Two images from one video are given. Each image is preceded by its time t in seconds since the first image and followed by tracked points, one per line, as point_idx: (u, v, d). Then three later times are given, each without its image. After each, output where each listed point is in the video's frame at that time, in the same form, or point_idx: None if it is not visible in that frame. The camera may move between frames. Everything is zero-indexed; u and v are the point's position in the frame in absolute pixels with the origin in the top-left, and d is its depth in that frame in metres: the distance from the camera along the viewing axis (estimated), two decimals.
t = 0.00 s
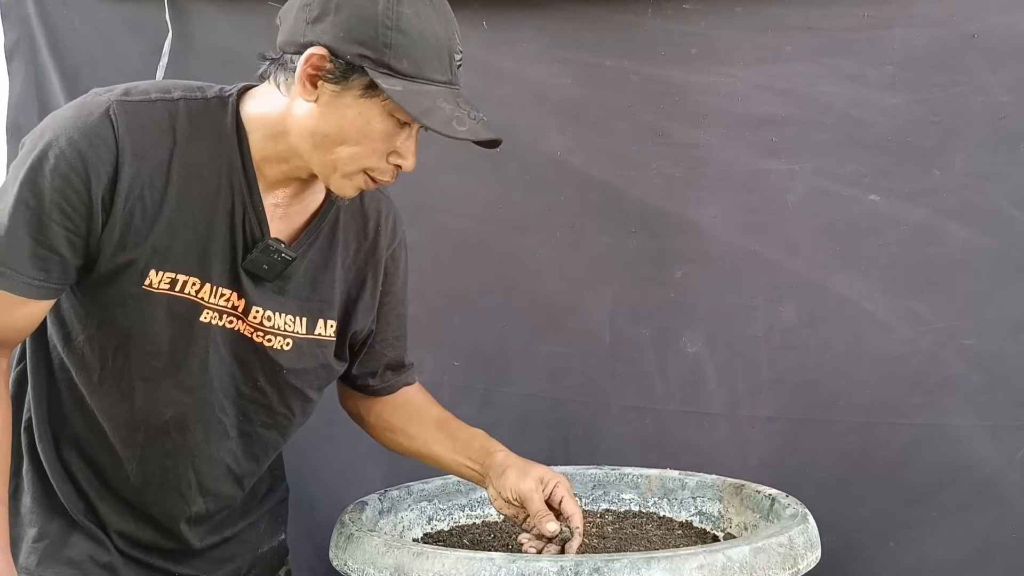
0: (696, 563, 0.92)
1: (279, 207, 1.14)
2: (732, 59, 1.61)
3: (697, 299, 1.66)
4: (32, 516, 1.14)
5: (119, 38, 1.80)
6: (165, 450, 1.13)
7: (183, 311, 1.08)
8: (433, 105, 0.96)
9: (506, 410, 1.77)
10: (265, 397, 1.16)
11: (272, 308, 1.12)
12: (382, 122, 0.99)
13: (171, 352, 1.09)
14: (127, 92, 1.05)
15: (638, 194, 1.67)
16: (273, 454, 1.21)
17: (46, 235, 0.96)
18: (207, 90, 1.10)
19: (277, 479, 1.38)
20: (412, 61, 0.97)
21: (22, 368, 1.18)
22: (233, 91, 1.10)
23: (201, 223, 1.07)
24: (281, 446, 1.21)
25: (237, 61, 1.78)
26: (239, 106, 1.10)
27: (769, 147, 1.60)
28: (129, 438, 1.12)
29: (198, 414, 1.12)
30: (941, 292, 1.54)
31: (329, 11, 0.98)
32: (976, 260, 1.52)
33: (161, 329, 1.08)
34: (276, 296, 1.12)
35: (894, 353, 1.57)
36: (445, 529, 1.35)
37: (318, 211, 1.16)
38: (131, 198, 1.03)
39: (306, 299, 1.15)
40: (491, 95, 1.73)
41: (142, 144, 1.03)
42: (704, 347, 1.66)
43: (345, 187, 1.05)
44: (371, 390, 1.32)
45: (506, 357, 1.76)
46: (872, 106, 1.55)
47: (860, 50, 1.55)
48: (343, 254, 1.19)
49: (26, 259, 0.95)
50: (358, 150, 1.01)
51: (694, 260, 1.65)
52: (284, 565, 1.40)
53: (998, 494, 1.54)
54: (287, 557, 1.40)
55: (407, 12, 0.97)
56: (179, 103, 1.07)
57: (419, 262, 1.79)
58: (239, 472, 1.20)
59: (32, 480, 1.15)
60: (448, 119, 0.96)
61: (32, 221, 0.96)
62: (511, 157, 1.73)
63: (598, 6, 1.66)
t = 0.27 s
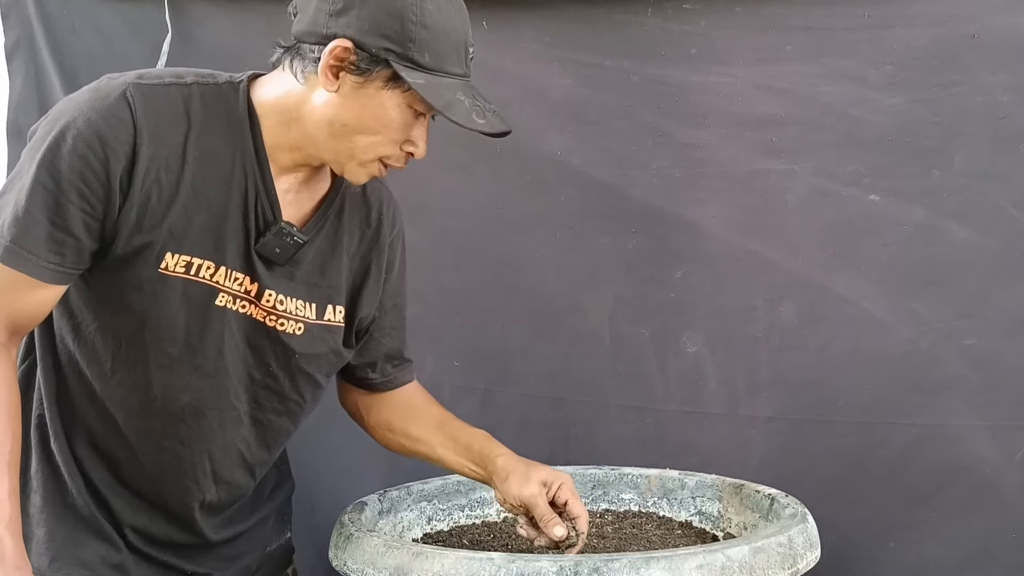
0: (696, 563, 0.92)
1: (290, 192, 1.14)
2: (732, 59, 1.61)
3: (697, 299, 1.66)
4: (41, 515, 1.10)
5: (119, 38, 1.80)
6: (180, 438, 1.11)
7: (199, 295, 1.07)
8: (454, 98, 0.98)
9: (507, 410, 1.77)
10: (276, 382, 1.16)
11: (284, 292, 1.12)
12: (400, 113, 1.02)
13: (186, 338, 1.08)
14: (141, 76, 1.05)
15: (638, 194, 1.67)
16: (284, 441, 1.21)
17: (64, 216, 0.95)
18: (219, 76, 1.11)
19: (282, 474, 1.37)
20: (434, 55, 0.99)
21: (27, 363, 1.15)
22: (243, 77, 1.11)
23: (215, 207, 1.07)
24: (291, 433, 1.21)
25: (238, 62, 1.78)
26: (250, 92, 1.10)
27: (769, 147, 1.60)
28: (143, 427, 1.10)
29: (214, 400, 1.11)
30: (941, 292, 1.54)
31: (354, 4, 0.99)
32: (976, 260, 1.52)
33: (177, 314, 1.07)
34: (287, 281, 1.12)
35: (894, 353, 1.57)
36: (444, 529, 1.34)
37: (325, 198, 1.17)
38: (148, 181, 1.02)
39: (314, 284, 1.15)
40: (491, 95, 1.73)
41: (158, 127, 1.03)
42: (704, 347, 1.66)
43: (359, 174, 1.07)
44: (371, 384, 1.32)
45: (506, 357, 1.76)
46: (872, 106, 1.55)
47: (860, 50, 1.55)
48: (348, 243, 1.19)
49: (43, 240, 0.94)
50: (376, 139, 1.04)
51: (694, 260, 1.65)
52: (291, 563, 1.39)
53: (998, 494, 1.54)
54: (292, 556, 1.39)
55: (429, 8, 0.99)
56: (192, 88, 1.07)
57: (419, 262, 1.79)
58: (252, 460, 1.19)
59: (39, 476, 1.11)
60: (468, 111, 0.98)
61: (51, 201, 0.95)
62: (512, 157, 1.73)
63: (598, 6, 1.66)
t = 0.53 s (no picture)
0: (695, 563, 0.92)
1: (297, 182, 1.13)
2: (732, 59, 1.61)
3: (697, 299, 1.66)
4: (49, 517, 1.07)
5: (119, 38, 1.80)
6: (192, 431, 1.07)
7: (210, 283, 1.04)
8: (463, 93, 0.99)
9: (507, 410, 1.77)
10: (284, 371, 1.14)
11: (291, 280, 1.10)
12: (410, 106, 1.02)
13: (198, 328, 1.04)
14: (151, 65, 1.03)
15: (639, 194, 1.67)
16: (291, 432, 1.18)
17: (77, 204, 0.92)
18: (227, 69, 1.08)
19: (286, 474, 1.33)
20: (444, 49, 1.00)
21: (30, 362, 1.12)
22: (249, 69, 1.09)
23: (227, 194, 1.04)
24: (298, 424, 1.19)
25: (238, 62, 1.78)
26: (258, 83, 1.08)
27: (769, 147, 1.60)
28: (154, 423, 1.06)
29: (226, 391, 1.08)
30: (941, 292, 1.54)
31: None
32: (975, 260, 1.52)
33: (189, 303, 1.03)
34: (293, 270, 1.10)
35: (894, 353, 1.57)
36: (444, 529, 1.34)
37: (329, 188, 1.15)
38: (160, 169, 0.99)
39: (320, 274, 1.13)
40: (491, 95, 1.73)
41: (171, 114, 1.00)
42: (704, 347, 1.66)
43: (365, 166, 1.07)
44: (375, 376, 1.30)
45: (506, 357, 1.76)
46: (871, 106, 1.55)
47: (860, 50, 1.55)
48: (351, 234, 1.17)
49: (56, 227, 0.91)
50: (385, 131, 1.04)
51: (694, 260, 1.65)
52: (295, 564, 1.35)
53: (998, 494, 1.54)
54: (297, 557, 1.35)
55: (440, 3, 1.00)
56: (201, 78, 1.05)
57: (419, 262, 1.79)
58: (261, 452, 1.16)
59: (47, 477, 1.07)
60: (478, 106, 0.99)
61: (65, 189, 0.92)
62: (512, 157, 1.73)
63: (598, 6, 1.66)
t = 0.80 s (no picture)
0: (696, 563, 0.92)
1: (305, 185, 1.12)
2: (732, 59, 1.61)
3: (697, 299, 1.66)
4: (47, 517, 1.07)
5: (120, 38, 1.80)
6: (197, 433, 1.07)
7: (220, 286, 1.04)
8: (472, 105, 1.00)
9: (507, 410, 1.77)
10: (290, 375, 1.14)
11: (300, 284, 1.09)
12: (419, 117, 1.03)
13: (206, 331, 1.04)
14: (164, 68, 1.02)
15: (639, 194, 1.67)
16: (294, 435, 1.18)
17: (90, 206, 0.91)
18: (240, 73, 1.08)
19: (284, 478, 1.34)
20: (455, 61, 1.00)
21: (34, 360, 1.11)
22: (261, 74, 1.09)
23: (238, 199, 1.04)
24: (300, 427, 1.18)
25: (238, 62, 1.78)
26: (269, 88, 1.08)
27: (769, 147, 1.60)
28: (158, 425, 1.06)
29: (232, 394, 1.08)
30: (941, 292, 1.54)
31: (380, 9, 0.99)
32: (975, 260, 1.52)
33: (197, 306, 1.03)
34: (301, 274, 1.10)
35: (894, 353, 1.57)
36: (444, 529, 1.34)
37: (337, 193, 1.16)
38: (172, 172, 0.98)
39: (327, 277, 1.13)
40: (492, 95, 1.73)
41: (184, 118, 1.00)
42: (704, 348, 1.66)
43: (372, 174, 1.07)
44: (371, 378, 1.29)
45: (506, 357, 1.76)
46: (871, 106, 1.55)
47: (860, 49, 1.55)
48: (356, 238, 1.17)
49: (68, 229, 0.90)
50: (393, 141, 1.04)
51: (695, 260, 1.65)
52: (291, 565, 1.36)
53: (997, 494, 1.54)
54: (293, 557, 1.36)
55: (451, 14, 1.00)
56: (215, 81, 1.04)
57: (419, 262, 1.79)
58: (264, 455, 1.16)
59: (46, 477, 1.08)
60: (488, 118, 1.00)
61: (80, 193, 0.90)
62: (513, 157, 1.73)
63: (598, 6, 1.66)
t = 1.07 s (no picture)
0: (698, 564, 0.92)
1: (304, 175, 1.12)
2: (732, 59, 1.61)
3: (697, 299, 1.66)
4: (49, 516, 1.06)
5: (119, 38, 1.80)
6: (202, 424, 1.07)
7: (225, 277, 1.04)
8: (464, 96, 0.99)
9: (507, 410, 1.77)
10: (295, 365, 1.13)
11: (302, 274, 1.09)
12: (413, 109, 1.03)
13: (211, 321, 1.04)
14: (165, 61, 1.02)
15: (639, 194, 1.67)
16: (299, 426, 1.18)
17: (94, 197, 0.91)
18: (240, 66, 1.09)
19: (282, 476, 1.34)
20: (447, 54, 1.00)
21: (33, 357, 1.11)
22: (259, 68, 1.09)
23: (240, 189, 1.04)
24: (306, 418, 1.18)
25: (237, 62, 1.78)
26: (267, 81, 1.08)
27: (769, 147, 1.60)
28: (161, 417, 1.06)
29: (238, 385, 1.08)
30: (941, 292, 1.54)
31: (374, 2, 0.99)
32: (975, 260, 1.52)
33: (201, 297, 1.03)
34: (302, 264, 1.10)
35: (894, 353, 1.57)
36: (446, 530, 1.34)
37: (335, 185, 1.16)
38: (175, 163, 0.99)
39: (327, 267, 1.13)
40: (492, 95, 1.73)
41: (186, 109, 1.00)
42: (704, 348, 1.66)
43: (365, 166, 1.07)
44: (369, 370, 1.31)
45: (506, 357, 1.76)
46: (871, 105, 1.55)
47: (860, 49, 1.55)
48: (354, 229, 1.17)
49: (71, 219, 0.90)
50: (387, 133, 1.04)
51: (695, 260, 1.65)
52: (290, 564, 1.36)
53: (998, 494, 1.54)
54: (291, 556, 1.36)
55: (444, 8, 1.00)
56: (215, 73, 1.05)
57: (419, 262, 1.79)
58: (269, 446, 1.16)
59: (47, 475, 1.07)
60: (479, 110, 0.99)
61: (84, 183, 0.91)
62: (513, 157, 1.72)
63: (598, 6, 1.66)
